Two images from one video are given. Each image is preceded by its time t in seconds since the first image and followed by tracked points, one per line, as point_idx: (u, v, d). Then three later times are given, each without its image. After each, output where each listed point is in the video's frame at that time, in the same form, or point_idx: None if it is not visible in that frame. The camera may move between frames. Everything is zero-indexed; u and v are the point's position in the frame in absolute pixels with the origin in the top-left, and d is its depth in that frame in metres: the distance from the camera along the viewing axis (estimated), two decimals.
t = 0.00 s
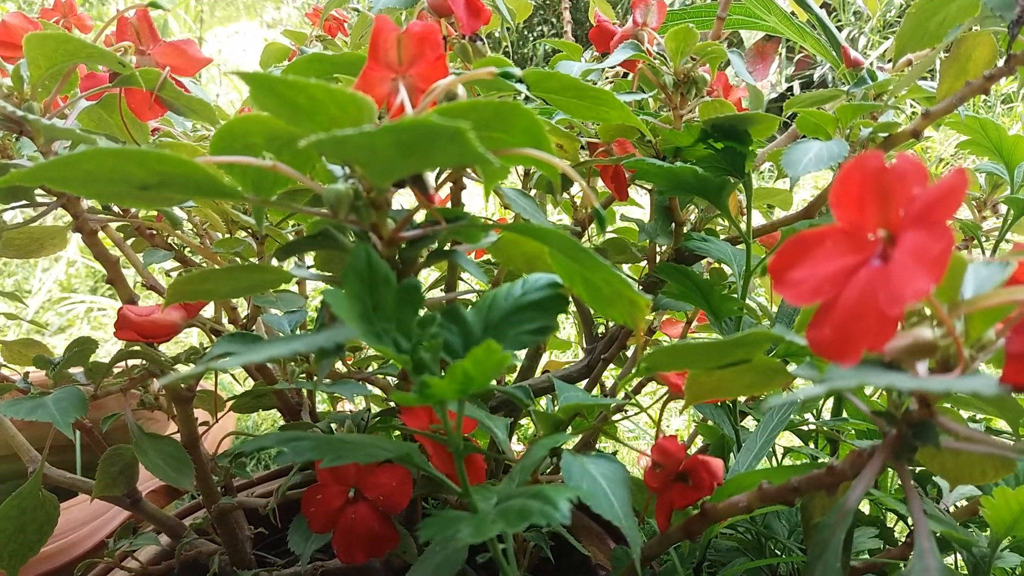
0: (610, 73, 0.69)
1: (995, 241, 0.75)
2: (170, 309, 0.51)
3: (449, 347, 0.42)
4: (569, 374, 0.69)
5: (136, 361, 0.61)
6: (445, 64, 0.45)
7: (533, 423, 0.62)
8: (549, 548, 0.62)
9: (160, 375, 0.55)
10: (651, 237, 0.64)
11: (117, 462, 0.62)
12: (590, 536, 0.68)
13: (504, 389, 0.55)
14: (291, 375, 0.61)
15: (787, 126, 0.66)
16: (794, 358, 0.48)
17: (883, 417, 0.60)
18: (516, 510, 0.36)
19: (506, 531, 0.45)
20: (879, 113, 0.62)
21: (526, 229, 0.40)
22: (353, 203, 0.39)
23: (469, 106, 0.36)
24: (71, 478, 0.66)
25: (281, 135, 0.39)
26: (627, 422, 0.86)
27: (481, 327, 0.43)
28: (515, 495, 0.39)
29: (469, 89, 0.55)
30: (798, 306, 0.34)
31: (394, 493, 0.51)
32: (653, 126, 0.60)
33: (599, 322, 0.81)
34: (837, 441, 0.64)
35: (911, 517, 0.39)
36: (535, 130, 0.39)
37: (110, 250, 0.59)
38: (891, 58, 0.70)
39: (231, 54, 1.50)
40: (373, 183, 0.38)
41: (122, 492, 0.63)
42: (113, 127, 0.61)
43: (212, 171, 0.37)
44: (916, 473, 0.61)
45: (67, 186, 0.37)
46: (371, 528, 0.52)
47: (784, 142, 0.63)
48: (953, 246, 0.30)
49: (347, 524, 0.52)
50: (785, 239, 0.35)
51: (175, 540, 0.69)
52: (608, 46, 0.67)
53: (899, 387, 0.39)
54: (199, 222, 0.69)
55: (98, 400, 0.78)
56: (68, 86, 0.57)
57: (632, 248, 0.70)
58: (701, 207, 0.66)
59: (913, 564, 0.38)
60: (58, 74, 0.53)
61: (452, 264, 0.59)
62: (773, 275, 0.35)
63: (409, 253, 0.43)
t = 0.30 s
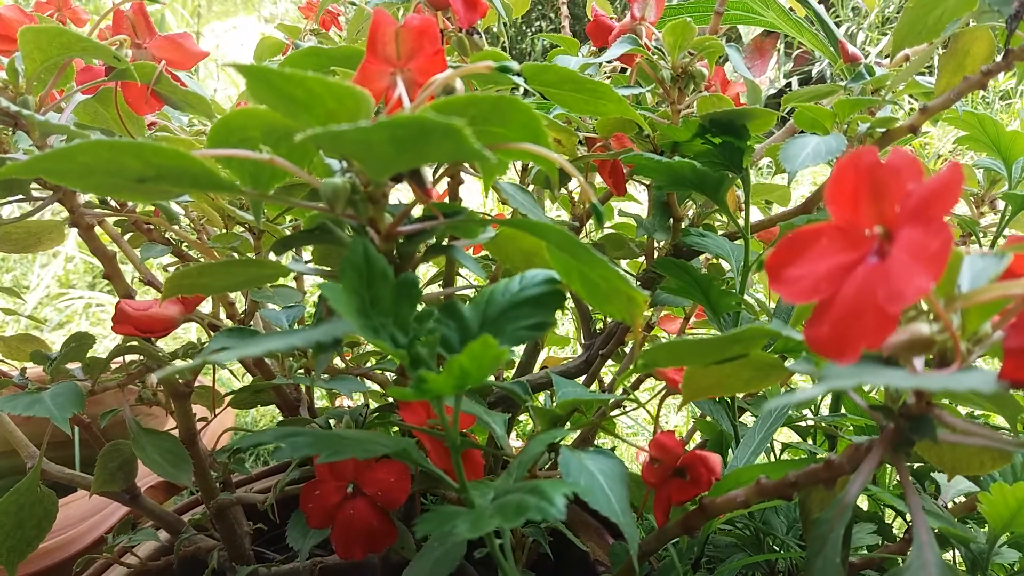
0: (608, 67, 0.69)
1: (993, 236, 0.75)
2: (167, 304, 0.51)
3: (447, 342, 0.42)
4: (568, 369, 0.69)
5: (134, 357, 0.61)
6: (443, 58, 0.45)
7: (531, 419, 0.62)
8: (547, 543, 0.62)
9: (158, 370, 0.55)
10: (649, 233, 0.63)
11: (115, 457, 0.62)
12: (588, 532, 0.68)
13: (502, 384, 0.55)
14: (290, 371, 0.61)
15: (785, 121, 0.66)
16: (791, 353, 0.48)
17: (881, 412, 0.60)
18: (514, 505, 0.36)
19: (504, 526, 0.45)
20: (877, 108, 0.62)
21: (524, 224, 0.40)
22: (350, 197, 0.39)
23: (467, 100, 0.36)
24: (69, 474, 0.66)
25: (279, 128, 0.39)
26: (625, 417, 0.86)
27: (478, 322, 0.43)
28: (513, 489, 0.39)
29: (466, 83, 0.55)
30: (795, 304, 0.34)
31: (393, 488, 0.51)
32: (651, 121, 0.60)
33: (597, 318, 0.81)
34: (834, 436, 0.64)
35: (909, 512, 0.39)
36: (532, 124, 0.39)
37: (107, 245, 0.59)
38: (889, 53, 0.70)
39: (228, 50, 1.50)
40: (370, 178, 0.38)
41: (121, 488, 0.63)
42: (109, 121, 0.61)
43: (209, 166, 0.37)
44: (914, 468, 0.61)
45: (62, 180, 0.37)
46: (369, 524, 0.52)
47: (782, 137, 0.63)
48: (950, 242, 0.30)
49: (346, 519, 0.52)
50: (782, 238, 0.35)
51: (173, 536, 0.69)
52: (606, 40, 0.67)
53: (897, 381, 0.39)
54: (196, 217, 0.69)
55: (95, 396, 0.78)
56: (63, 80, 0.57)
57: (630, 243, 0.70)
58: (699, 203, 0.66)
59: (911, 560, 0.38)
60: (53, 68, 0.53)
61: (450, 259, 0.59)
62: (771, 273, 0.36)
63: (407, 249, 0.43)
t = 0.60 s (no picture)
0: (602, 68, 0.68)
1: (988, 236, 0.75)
2: (159, 305, 0.51)
3: (438, 343, 0.42)
4: (562, 370, 0.69)
5: (127, 358, 0.61)
6: (434, 59, 0.45)
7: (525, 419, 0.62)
8: (541, 544, 0.62)
9: (150, 372, 0.55)
10: (643, 233, 0.63)
11: (108, 458, 0.62)
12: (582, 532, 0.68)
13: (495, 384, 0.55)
14: (284, 372, 0.61)
15: (780, 121, 0.66)
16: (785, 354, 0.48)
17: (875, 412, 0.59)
18: (503, 506, 0.36)
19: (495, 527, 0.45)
20: (871, 108, 0.61)
21: (515, 226, 0.40)
22: (340, 198, 0.39)
23: (458, 103, 0.36)
24: (62, 475, 0.66)
25: (269, 129, 0.39)
26: (621, 418, 0.86)
27: (470, 323, 0.43)
28: (504, 490, 0.39)
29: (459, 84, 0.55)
30: (786, 307, 0.33)
31: (385, 489, 0.51)
32: (645, 121, 0.60)
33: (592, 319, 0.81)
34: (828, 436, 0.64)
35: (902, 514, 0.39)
36: (523, 127, 0.38)
37: (99, 247, 0.59)
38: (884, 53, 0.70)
39: (225, 50, 1.50)
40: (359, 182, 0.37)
41: (114, 489, 0.63)
42: (101, 122, 0.61)
43: (199, 168, 0.37)
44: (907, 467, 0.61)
45: (51, 182, 0.37)
46: (362, 526, 0.52)
47: (776, 137, 0.63)
48: (940, 243, 0.30)
49: (338, 521, 0.52)
50: (772, 240, 0.35)
51: (167, 537, 0.69)
52: (600, 40, 0.67)
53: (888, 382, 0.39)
54: (190, 218, 0.69)
55: (90, 396, 0.78)
56: (55, 80, 0.57)
57: (625, 243, 0.70)
58: (694, 203, 0.66)
59: (903, 561, 0.38)
60: (45, 68, 0.52)
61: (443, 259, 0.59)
62: (761, 276, 0.35)
63: (398, 249, 0.43)
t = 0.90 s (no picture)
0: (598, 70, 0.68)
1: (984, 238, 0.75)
2: (153, 309, 0.51)
3: (432, 346, 0.42)
4: (559, 372, 0.69)
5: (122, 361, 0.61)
6: (427, 61, 0.45)
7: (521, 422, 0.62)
8: (537, 546, 0.62)
9: (146, 375, 0.55)
10: (639, 235, 0.63)
11: (104, 462, 0.62)
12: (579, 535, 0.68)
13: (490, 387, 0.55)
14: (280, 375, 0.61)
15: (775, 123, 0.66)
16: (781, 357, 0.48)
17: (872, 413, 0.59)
18: (496, 509, 0.36)
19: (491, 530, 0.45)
20: (866, 110, 0.62)
21: (508, 229, 0.40)
22: (334, 202, 0.39)
23: (451, 106, 0.36)
24: (58, 478, 0.66)
25: (262, 132, 0.39)
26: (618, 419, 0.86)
27: (464, 325, 0.43)
28: (498, 493, 0.39)
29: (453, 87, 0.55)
30: (779, 306, 0.34)
31: (381, 492, 0.51)
32: (641, 124, 0.60)
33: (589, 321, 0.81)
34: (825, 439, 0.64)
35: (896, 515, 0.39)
36: (518, 130, 0.39)
37: (94, 250, 0.59)
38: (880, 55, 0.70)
39: (224, 53, 1.50)
40: (353, 183, 0.37)
41: (110, 492, 0.63)
42: (96, 125, 0.61)
43: (193, 171, 0.37)
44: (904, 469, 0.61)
45: (44, 185, 0.37)
46: (357, 529, 0.52)
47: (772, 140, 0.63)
48: (931, 244, 0.30)
49: (333, 524, 0.52)
50: (767, 238, 0.36)
51: (163, 540, 0.69)
52: (596, 43, 0.67)
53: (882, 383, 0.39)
54: (186, 221, 0.69)
55: (86, 399, 0.78)
56: (50, 83, 0.57)
57: (622, 246, 0.70)
58: (690, 205, 0.66)
59: (897, 561, 0.38)
60: (39, 71, 0.52)
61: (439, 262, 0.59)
62: (757, 275, 0.36)
63: (392, 253, 0.43)
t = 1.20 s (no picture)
0: (584, 71, 0.68)
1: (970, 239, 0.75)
2: (133, 311, 0.50)
3: (412, 348, 0.42)
4: (545, 374, 0.68)
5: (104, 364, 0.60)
6: (410, 63, 0.45)
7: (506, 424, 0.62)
8: (522, 548, 0.62)
9: (127, 378, 0.54)
10: (625, 237, 0.63)
11: (87, 465, 0.61)
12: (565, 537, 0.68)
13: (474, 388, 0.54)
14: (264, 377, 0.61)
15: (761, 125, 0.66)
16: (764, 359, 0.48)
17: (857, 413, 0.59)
18: (474, 513, 0.36)
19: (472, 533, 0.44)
20: (852, 112, 0.62)
21: (488, 235, 0.39)
22: (312, 205, 0.39)
23: (430, 109, 0.36)
24: (41, 481, 0.65)
25: (238, 135, 0.39)
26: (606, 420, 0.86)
27: (444, 329, 0.43)
28: (477, 496, 0.39)
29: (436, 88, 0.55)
30: (756, 311, 0.34)
31: (363, 495, 0.51)
32: (626, 125, 0.60)
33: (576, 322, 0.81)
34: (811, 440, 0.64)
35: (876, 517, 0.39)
36: (499, 133, 0.38)
37: (75, 252, 0.58)
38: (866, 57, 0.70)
39: (215, 53, 1.49)
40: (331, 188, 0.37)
41: (94, 495, 0.63)
42: (76, 126, 0.60)
43: (168, 174, 0.36)
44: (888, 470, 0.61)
45: (17, 188, 0.37)
46: (339, 533, 0.52)
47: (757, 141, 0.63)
48: (907, 248, 0.30)
49: (315, 528, 0.52)
50: (743, 243, 0.35)
51: (147, 543, 0.69)
52: (583, 44, 0.67)
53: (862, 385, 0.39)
54: (169, 222, 0.69)
55: (70, 402, 0.78)
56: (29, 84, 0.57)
57: (608, 247, 0.69)
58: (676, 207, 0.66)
59: (877, 563, 0.38)
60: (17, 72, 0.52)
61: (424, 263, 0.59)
62: (733, 279, 0.35)
63: (372, 256, 0.43)
